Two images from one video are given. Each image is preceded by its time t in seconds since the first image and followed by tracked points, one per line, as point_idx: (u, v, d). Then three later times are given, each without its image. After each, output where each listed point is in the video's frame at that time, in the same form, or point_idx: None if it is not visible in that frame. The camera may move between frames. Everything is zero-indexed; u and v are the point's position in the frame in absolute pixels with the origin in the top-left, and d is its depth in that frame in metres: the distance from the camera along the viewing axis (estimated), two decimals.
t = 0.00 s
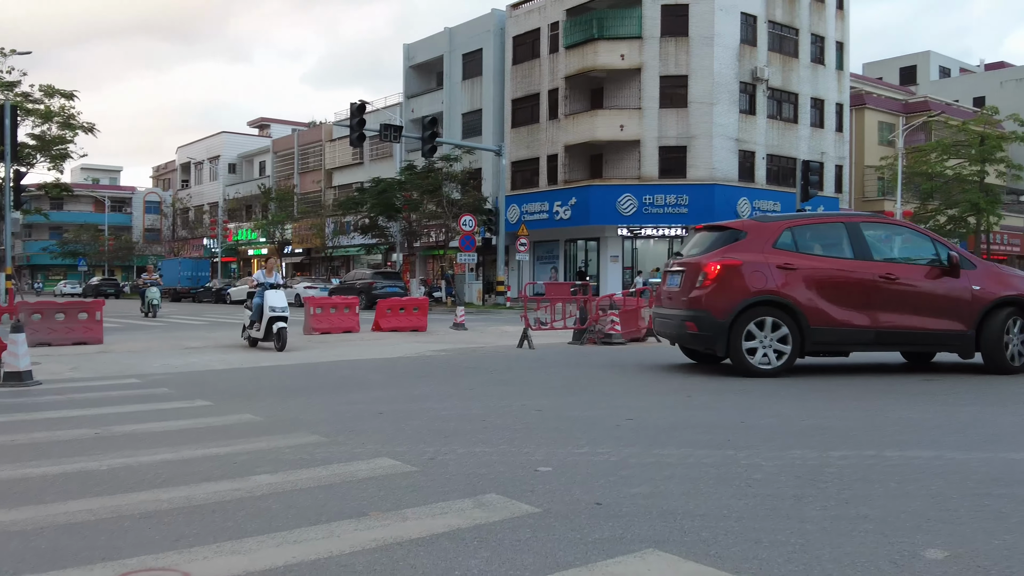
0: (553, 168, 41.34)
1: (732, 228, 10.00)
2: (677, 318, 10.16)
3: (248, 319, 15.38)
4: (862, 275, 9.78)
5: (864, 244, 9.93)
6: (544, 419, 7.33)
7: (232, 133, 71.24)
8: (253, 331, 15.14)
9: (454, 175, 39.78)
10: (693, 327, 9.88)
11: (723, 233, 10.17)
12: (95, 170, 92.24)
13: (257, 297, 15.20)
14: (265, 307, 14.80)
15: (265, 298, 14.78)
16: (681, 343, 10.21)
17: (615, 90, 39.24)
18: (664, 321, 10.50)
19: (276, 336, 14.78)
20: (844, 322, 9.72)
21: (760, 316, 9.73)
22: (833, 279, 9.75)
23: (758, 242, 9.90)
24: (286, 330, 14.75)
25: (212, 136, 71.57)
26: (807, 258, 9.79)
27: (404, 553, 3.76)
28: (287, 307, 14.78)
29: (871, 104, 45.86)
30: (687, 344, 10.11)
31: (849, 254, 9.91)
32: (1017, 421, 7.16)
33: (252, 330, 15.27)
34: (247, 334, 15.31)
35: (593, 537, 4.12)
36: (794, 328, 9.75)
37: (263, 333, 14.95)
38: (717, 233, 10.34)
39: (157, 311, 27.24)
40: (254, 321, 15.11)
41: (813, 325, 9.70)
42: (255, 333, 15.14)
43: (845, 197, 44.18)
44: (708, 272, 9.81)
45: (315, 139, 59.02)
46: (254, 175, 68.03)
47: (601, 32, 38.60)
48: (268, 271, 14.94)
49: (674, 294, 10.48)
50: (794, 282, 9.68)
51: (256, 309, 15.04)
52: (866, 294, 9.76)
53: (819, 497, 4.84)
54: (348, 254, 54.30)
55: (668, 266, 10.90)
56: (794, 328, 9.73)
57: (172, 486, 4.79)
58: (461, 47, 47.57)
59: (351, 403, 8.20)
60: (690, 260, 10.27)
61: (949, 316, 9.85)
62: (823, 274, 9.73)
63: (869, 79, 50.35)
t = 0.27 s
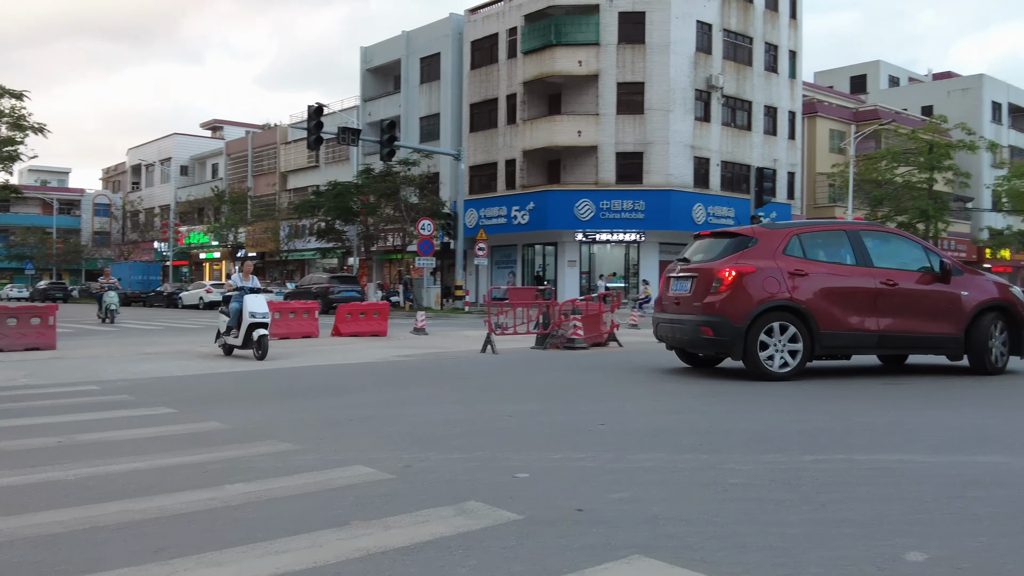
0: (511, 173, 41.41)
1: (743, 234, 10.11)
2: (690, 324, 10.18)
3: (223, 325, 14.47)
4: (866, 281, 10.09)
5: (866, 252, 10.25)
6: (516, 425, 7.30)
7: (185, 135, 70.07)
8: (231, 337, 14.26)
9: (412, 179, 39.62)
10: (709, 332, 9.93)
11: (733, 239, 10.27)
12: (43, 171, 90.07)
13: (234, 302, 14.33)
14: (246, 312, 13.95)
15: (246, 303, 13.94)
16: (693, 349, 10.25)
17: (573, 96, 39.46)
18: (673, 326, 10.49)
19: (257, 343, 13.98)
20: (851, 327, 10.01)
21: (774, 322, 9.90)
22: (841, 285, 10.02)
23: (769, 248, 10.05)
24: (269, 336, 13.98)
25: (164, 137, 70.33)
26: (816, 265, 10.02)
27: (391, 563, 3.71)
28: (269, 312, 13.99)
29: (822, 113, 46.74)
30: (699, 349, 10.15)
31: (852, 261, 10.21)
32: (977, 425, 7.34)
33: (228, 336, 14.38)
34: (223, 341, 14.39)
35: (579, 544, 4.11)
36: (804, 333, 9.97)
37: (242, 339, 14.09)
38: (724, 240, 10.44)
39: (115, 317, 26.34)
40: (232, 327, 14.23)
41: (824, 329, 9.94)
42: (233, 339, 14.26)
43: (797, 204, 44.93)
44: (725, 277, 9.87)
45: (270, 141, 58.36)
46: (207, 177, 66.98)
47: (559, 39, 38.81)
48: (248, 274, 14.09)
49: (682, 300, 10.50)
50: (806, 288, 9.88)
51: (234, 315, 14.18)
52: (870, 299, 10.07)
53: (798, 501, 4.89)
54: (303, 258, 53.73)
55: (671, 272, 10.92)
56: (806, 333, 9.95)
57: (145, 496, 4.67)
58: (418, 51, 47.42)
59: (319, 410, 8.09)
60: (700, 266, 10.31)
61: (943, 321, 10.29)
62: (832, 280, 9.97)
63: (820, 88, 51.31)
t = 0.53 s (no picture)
0: (460, 175, 41.34)
1: (734, 238, 10.32)
2: (685, 326, 10.30)
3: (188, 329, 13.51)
4: (848, 284, 10.48)
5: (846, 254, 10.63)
6: (471, 427, 7.28)
7: (125, 133, 68.42)
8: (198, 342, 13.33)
9: (359, 180, 39.32)
10: (706, 334, 10.07)
11: (723, 243, 10.45)
12: None
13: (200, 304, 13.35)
14: (214, 317, 13.01)
15: (213, 307, 12.99)
16: (687, 351, 10.38)
17: (521, 99, 39.59)
18: (665, 329, 10.59)
19: (228, 350, 13.11)
20: (836, 328, 10.38)
21: (766, 323, 10.16)
22: (826, 287, 10.37)
23: (759, 252, 10.29)
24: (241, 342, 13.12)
25: (103, 136, 68.60)
26: (804, 268, 10.33)
27: (352, 567, 3.68)
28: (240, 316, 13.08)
29: (765, 119, 47.66)
30: (694, 350, 10.29)
31: (833, 264, 10.59)
32: (919, 424, 7.57)
33: (194, 342, 13.45)
34: (189, 346, 13.46)
35: (541, 545, 4.12)
36: (794, 334, 10.27)
37: (211, 345, 13.20)
38: (712, 244, 10.61)
39: (60, 322, 25.65)
40: (199, 332, 13.30)
41: (812, 330, 10.26)
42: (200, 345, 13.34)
43: (740, 208, 45.71)
44: (721, 281, 10.03)
45: (213, 141, 57.34)
46: (148, 177, 65.47)
47: (507, 41, 38.92)
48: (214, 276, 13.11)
49: (673, 302, 10.61)
50: (796, 291, 10.18)
51: (201, 319, 13.24)
52: (853, 301, 10.47)
53: (752, 500, 4.98)
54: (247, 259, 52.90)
55: (658, 275, 11.02)
56: (795, 334, 10.26)
57: (95, 503, 4.55)
58: (366, 51, 47.07)
59: (270, 414, 7.97)
60: (692, 269, 10.44)
61: (915, 322, 10.85)
62: (820, 283, 10.31)
63: (763, 94, 52.32)
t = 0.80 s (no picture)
0: (408, 176, 41.11)
1: (717, 239, 10.57)
2: (672, 325, 10.47)
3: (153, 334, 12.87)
4: (820, 284, 10.94)
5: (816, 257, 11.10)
6: (419, 428, 7.22)
7: (63, 132, 66.58)
8: (165, 347, 12.72)
9: (305, 180, 38.87)
10: (695, 333, 10.27)
11: (705, 245, 10.70)
12: None
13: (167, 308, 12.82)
14: (184, 319, 12.52)
15: (187, 309, 12.53)
16: (674, 350, 10.54)
17: (470, 100, 39.56)
18: (650, 329, 10.73)
19: (200, 353, 12.60)
20: (809, 328, 10.84)
21: (749, 322, 10.46)
22: (800, 289, 10.80)
23: (740, 254, 10.60)
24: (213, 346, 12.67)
25: (40, 134, 66.66)
26: (781, 269, 10.71)
27: (299, 570, 3.63)
28: (212, 319, 12.66)
29: (709, 123, 48.37)
30: (681, 350, 10.46)
31: (804, 267, 11.04)
32: (859, 422, 7.74)
33: (160, 347, 12.80)
34: (155, 352, 12.79)
35: (491, 545, 4.10)
36: (773, 333, 10.63)
37: (180, 350, 12.62)
38: (693, 246, 10.84)
39: None
40: (167, 336, 12.70)
41: (789, 330, 10.66)
42: (167, 350, 12.73)
43: (685, 210, 46.29)
44: (709, 281, 10.25)
45: (155, 140, 56.15)
46: (87, 176, 63.79)
47: (455, 43, 38.86)
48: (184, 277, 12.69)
49: (658, 302, 10.76)
50: (775, 291, 10.54)
51: (169, 322, 12.66)
52: (823, 302, 10.95)
53: (699, 497, 5.03)
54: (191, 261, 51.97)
55: (637, 276, 11.18)
56: (774, 333, 10.62)
57: (32, 509, 4.41)
58: (312, 50, 46.55)
59: (214, 416, 7.82)
60: (676, 271, 10.62)
61: (877, 320, 11.45)
62: (796, 284, 10.71)
63: (707, 98, 53.08)
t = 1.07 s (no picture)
0: (359, 175, 40.75)
1: (700, 241, 11.09)
2: (660, 323, 10.93)
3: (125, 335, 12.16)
4: (792, 284, 11.57)
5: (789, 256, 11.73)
6: (371, 429, 7.15)
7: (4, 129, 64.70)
8: (141, 347, 12.08)
9: (255, 179, 38.30)
10: (682, 331, 10.76)
11: (687, 245, 11.21)
12: None
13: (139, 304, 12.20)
14: (162, 314, 12.00)
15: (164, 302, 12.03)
16: (662, 347, 11.01)
17: (422, 99, 39.39)
18: (638, 327, 11.16)
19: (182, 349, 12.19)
20: (784, 325, 11.46)
21: (732, 320, 11.00)
22: (775, 288, 11.42)
23: (721, 255, 11.15)
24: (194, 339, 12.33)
25: None
26: (758, 269, 11.30)
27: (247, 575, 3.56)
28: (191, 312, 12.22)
29: (661, 124, 48.84)
30: (669, 347, 10.93)
31: (776, 266, 11.68)
32: (808, 418, 7.87)
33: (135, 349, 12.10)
34: (130, 354, 12.09)
35: (443, 545, 4.07)
36: (751, 330, 11.20)
37: (159, 347, 12.08)
38: (675, 247, 11.33)
39: None
40: (142, 335, 12.05)
41: (766, 326, 11.27)
42: (144, 349, 12.09)
43: (637, 211, 46.67)
44: (695, 281, 10.75)
45: (100, 138, 54.86)
46: (29, 175, 62.08)
47: (408, 41, 38.65)
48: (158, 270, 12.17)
49: (644, 301, 11.21)
50: (754, 290, 11.12)
51: (144, 320, 12.04)
52: (795, 300, 11.61)
53: (650, 494, 5.05)
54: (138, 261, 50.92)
55: (620, 276, 11.61)
56: (754, 330, 11.19)
57: None
58: (262, 48, 45.90)
59: (161, 419, 7.65)
60: (661, 271, 11.08)
61: (841, 318, 12.17)
62: (772, 283, 11.31)
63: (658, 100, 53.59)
